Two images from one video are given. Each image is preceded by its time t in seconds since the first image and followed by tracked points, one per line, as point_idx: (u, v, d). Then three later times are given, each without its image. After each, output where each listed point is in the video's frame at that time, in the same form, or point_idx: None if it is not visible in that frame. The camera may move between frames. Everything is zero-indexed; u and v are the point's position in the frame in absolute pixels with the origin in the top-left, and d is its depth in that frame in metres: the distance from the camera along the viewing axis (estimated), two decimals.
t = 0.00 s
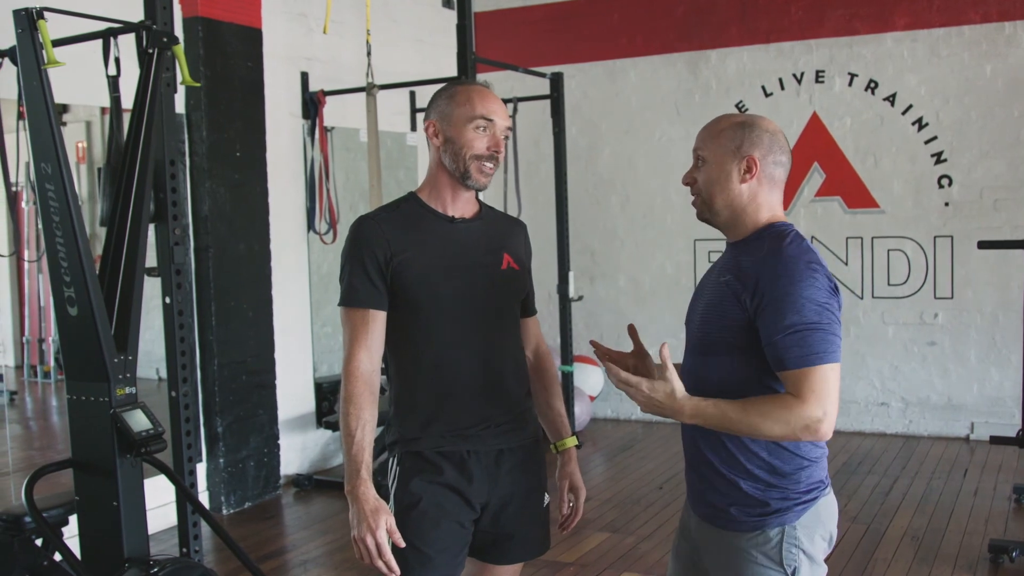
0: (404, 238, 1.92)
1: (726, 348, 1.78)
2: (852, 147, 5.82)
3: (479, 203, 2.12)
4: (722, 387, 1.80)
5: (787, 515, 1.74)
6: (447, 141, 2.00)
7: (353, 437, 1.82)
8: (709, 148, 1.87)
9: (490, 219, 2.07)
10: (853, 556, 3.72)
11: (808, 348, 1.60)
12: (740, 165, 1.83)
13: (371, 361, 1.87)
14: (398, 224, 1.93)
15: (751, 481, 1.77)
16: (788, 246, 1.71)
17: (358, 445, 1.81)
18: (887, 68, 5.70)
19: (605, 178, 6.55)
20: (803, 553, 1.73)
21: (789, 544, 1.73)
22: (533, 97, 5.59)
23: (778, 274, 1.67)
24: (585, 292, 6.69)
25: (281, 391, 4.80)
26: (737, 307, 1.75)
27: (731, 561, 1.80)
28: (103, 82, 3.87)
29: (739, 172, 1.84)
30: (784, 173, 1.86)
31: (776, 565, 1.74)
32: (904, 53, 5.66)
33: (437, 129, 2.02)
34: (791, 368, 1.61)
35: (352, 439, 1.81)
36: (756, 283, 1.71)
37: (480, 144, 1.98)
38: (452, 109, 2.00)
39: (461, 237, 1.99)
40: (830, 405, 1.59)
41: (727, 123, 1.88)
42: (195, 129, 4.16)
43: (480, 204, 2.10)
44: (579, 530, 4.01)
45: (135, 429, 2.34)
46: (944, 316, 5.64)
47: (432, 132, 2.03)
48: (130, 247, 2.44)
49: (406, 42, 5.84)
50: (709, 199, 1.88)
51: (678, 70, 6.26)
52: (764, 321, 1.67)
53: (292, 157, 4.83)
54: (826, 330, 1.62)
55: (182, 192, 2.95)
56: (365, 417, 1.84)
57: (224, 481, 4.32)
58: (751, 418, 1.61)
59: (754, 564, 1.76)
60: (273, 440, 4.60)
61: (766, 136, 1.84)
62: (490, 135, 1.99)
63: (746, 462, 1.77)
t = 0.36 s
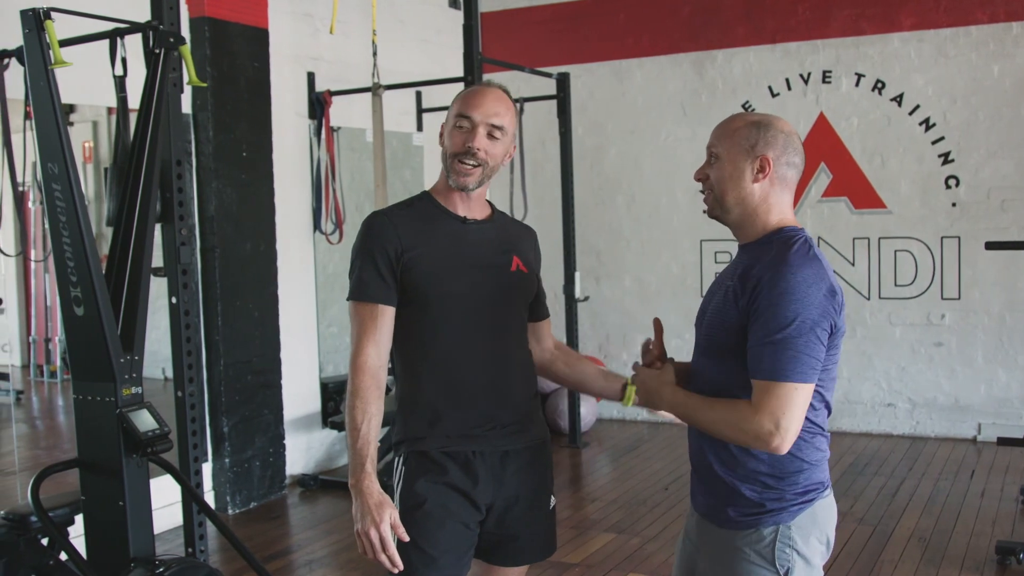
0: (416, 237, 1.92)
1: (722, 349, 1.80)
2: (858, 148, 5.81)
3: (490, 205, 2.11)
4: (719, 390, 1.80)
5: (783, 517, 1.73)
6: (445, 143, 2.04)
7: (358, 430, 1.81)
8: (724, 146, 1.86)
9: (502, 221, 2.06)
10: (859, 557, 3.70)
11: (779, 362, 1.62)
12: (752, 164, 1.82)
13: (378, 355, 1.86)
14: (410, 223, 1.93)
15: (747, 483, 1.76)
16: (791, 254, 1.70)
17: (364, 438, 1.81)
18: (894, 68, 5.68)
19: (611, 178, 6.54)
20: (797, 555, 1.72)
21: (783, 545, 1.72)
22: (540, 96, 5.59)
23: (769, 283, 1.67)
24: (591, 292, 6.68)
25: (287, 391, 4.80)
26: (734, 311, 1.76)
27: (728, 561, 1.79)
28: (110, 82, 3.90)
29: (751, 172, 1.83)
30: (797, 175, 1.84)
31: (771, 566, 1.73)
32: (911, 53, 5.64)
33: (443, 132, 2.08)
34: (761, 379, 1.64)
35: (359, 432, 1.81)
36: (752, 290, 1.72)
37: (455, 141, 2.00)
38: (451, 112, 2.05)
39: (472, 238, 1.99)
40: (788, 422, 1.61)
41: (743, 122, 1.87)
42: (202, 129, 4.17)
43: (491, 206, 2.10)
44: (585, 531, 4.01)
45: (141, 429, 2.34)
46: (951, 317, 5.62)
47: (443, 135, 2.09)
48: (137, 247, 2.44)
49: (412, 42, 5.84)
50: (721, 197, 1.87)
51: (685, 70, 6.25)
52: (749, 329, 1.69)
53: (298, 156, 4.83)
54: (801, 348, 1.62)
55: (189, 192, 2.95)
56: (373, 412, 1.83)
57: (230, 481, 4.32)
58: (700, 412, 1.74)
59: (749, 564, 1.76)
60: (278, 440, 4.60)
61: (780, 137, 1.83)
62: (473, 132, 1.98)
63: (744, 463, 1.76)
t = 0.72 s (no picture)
0: (429, 235, 1.92)
1: (736, 349, 1.77)
2: (864, 146, 5.79)
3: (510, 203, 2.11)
4: (730, 392, 1.79)
5: (792, 513, 1.72)
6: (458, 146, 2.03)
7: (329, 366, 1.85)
8: (730, 145, 1.84)
9: (521, 220, 2.06)
10: (865, 557, 3.69)
11: (811, 362, 1.61)
12: (760, 164, 1.82)
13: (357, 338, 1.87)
14: (423, 219, 1.93)
15: (757, 482, 1.75)
16: (808, 254, 1.70)
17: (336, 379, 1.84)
18: (899, 66, 5.66)
19: (615, 177, 6.53)
20: (807, 551, 1.72)
21: (794, 541, 1.72)
22: (544, 95, 5.58)
23: (795, 282, 1.66)
24: (595, 291, 6.68)
25: (292, 389, 4.80)
26: (751, 309, 1.74)
27: (736, 560, 1.78)
28: (115, 82, 3.91)
29: (759, 171, 1.82)
30: (802, 174, 1.84)
31: (781, 563, 1.72)
32: (916, 52, 5.62)
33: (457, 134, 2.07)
34: (791, 379, 1.63)
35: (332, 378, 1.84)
36: (772, 288, 1.69)
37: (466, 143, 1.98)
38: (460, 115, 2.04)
39: (486, 237, 1.98)
40: (822, 422, 1.60)
41: (751, 121, 1.85)
42: (207, 128, 4.17)
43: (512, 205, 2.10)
44: (590, 530, 4.00)
45: (146, 428, 2.33)
46: (957, 316, 5.60)
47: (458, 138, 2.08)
48: (142, 245, 2.44)
49: (416, 41, 5.83)
50: (727, 195, 1.86)
51: (689, 69, 6.24)
52: (774, 329, 1.68)
53: (302, 156, 4.83)
54: (830, 348, 1.62)
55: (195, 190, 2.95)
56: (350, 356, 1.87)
57: (235, 480, 4.32)
58: (727, 414, 1.71)
59: (759, 561, 1.74)
60: (283, 439, 4.60)
61: (787, 137, 1.82)
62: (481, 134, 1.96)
63: (753, 461, 1.75)
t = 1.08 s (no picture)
0: (436, 226, 1.92)
1: (746, 345, 1.78)
2: (862, 145, 5.80)
3: (513, 201, 2.12)
4: (739, 389, 1.79)
5: (802, 509, 1.74)
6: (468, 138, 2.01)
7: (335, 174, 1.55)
8: (746, 145, 1.84)
9: (522, 219, 2.06)
10: (864, 555, 3.70)
11: (833, 359, 1.62)
12: (773, 165, 1.83)
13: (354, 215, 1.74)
14: (428, 207, 1.93)
15: (768, 479, 1.75)
16: (819, 252, 1.71)
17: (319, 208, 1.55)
18: (897, 65, 5.68)
19: (614, 176, 6.54)
20: (817, 546, 1.73)
21: (805, 537, 1.72)
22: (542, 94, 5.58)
23: (811, 279, 1.67)
24: (594, 289, 6.68)
25: (291, 388, 4.80)
26: (765, 307, 1.74)
27: (744, 558, 1.77)
28: (115, 81, 3.92)
29: (772, 172, 1.84)
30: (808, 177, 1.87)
31: (793, 559, 1.71)
32: (914, 50, 5.63)
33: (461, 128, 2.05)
34: (813, 376, 1.64)
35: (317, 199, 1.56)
36: (788, 286, 1.70)
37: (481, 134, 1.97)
38: (470, 107, 2.02)
39: (490, 233, 1.98)
40: (845, 417, 1.62)
41: (761, 121, 1.86)
42: (206, 127, 4.17)
43: (512, 203, 2.10)
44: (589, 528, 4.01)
45: (147, 427, 2.33)
46: (955, 314, 5.61)
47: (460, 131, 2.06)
48: (141, 244, 2.44)
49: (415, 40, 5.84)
50: (739, 192, 1.85)
51: (688, 68, 6.25)
52: (791, 327, 1.68)
53: (301, 155, 4.83)
54: (849, 344, 1.64)
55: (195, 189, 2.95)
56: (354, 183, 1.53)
57: (234, 479, 4.32)
58: (748, 414, 1.71)
59: (770, 558, 1.73)
60: (283, 438, 4.60)
61: (796, 139, 1.86)
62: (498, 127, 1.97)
63: (763, 458, 1.76)
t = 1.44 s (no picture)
0: (438, 216, 1.91)
1: (748, 339, 1.78)
2: (860, 141, 5.80)
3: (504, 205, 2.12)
4: (743, 383, 1.79)
5: (805, 504, 1.73)
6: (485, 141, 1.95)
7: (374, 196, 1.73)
8: (740, 141, 1.85)
9: (512, 216, 2.08)
10: (863, 550, 3.71)
11: (836, 353, 1.63)
12: (769, 160, 1.83)
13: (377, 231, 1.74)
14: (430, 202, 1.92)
15: (770, 474, 1.75)
16: (821, 246, 1.71)
17: (357, 226, 1.70)
18: (894, 61, 5.68)
19: (612, 173, 6.54)
20: (820, 542, 1.72)
21: (808, 533, 1.72)
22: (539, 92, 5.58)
23: (813, 274, 1.67)
24: (593, 286, 6.69)
25: (290, 386, 4.80)
26: (767, 300, 1.74)
27: (748, 553, 1.77)
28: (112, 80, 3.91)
29: (768, 166, 1.83)
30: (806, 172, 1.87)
31: (796, 555, 1.71)
32: (911, 46, 5.63)
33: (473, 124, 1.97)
34: (815, 371, 1.64)
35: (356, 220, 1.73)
36: (791, 280, 1.70)
37: (515, 147, 1.91)
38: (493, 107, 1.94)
39: (489, 227, 1.99)
40: (848, 412, 1.63)
41: (756, 117, 1.87)
42: (204, 125, 4.16)
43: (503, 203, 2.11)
44: (589, 524, 4.01)
45: (145, 425, 2.33)
46: (953, 309, 5.62)
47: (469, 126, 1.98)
48: (138, 242, 2.44)
49: (412, 38, 5.83)
50: (735, 188, 1.85)
51: (685, 64, 6.24)
52: (793, 321, 1.68)
53: (298, 152, 4.82)
54: (851, 338, 1.64)
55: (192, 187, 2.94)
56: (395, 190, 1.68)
57: (234, 477, 4.32)
58: (751, 412, 1.70)
59: (773, 553, 1.74)
60: (282, 436, 4.60)
61: (792, 134, 1.86)
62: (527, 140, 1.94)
63: (766, 453, 1.76)
